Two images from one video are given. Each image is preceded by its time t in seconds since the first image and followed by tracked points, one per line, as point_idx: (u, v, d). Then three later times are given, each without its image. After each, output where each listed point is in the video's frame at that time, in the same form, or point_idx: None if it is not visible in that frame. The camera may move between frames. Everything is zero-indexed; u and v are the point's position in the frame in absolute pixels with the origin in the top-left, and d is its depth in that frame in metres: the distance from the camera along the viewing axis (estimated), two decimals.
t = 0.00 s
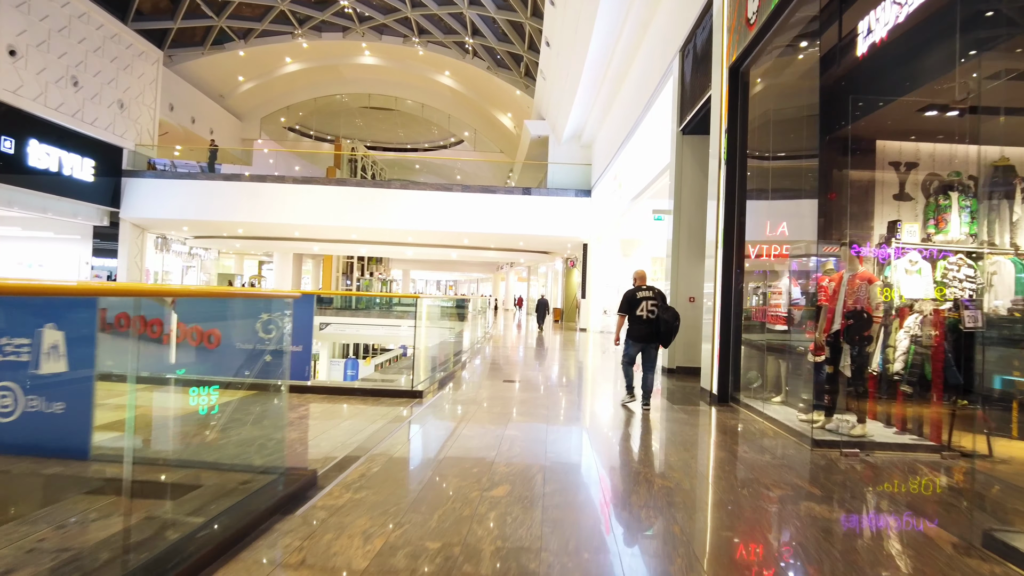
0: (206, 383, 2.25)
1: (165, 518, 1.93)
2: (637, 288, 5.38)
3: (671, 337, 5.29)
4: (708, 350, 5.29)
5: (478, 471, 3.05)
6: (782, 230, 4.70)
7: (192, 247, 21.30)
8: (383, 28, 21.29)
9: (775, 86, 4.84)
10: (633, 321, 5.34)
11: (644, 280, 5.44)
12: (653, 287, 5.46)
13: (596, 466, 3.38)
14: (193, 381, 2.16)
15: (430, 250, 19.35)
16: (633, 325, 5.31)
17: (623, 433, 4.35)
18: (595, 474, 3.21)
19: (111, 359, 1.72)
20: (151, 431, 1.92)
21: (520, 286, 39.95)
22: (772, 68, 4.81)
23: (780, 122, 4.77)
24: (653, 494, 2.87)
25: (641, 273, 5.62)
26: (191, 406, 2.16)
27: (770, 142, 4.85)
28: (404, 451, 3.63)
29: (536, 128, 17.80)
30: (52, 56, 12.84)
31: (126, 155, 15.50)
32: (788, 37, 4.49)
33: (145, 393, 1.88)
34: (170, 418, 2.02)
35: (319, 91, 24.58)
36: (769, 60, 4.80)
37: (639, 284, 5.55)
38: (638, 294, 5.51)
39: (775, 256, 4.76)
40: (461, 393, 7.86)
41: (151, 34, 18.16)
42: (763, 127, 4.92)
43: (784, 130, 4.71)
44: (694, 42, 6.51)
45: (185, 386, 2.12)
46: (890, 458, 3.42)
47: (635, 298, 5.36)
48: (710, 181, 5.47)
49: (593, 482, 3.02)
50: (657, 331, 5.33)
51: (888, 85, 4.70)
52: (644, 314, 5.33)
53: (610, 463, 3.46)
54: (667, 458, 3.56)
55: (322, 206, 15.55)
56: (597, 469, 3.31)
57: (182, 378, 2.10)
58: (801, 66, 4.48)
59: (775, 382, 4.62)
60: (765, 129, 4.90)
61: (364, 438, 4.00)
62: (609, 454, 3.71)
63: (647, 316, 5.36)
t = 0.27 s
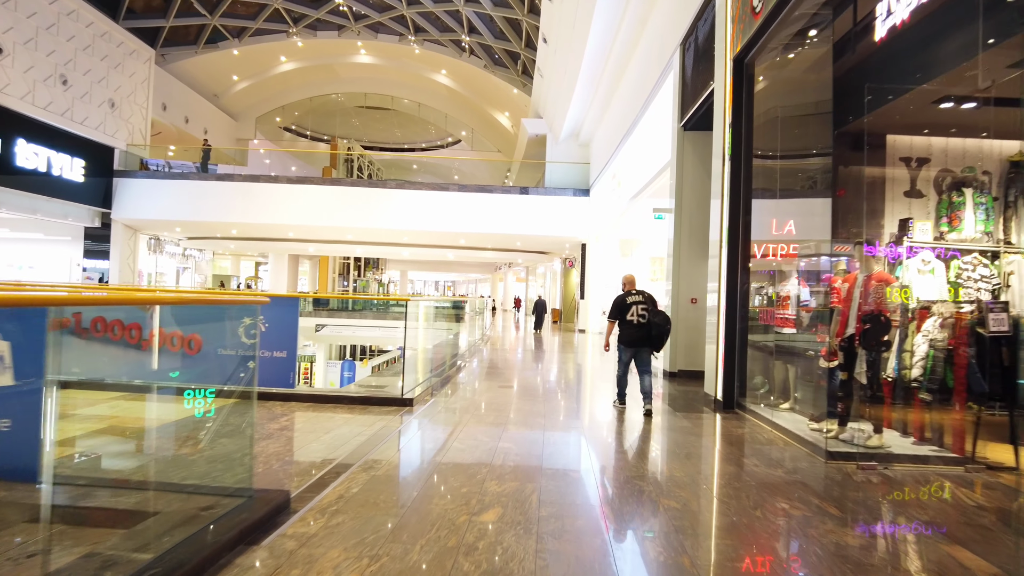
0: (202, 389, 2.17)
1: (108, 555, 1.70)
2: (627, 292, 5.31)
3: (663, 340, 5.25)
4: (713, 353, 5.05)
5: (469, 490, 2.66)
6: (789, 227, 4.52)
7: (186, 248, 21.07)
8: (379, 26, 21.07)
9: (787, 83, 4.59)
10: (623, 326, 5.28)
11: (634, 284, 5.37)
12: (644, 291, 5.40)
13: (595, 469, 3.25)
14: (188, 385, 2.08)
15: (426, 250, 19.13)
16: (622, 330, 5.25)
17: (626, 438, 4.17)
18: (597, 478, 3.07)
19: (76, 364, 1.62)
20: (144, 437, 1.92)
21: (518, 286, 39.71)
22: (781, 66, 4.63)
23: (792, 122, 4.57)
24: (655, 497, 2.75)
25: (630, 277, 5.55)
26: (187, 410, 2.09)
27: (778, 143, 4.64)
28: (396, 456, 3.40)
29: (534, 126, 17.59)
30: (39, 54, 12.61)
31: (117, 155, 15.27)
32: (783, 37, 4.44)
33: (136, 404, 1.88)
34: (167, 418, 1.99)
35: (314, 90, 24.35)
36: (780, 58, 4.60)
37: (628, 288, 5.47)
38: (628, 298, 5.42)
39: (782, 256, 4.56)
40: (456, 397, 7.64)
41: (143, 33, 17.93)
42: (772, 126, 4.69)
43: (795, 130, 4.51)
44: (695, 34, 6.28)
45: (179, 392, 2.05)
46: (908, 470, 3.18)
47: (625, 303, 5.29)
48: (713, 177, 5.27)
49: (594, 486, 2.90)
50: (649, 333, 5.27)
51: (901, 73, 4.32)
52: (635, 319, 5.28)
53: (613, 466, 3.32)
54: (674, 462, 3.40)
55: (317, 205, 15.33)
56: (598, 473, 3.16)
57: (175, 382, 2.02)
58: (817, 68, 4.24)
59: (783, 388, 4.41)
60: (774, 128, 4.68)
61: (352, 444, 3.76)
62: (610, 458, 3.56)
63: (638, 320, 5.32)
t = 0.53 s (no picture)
0: (199, 388, 2.14)
1: None
2: (622, 285, 5.26)
3: (655, 337, 5.09)
4: (720, 352, 4.85)
5: (462, 504, 2.31)
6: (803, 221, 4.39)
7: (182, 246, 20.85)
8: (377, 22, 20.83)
9: (804, 75, 4.49)
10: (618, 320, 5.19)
11: (632, 278, 5.31)
12: (641, 286, 5.30)
13: (604, 469, 3.08)
14: (187, 385, 2.08)
15: (426, 248, 18.90)
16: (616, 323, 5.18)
17: (631, 437, 4.02)
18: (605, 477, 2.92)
19: (58, 364, 1.61)
20: (139, 437, 1.86)
21: (518, 284, 39.47)
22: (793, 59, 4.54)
23: (809, 118, 4.49)
24: (662, 503, 2.53)
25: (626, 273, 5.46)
26: (184, 409, 2.06)
27: (794, 140, 4.53)
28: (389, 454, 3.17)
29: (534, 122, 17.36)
30: (31, 48, 12.40)
31: (111, 152, 15.06)
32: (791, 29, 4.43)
33: (125, 407, 1.84)
34: (162, 420, 1.96)
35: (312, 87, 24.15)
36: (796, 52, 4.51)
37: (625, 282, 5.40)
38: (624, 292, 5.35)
39: (796, 252, 4.41)
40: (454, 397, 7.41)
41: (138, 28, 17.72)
42: (787, 121, 4.58)
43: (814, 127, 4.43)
44: (701, 21, 6.07)
45: (176, 393, 2.03)
46: (937, 478, 2.95)
47: (620, 295, 5.23)
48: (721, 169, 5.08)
49: (602, 486, 2.74)
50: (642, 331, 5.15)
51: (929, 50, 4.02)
52: (629, 312, 5.18)
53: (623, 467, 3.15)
54: (683, 462, 3.25)
55: (314, 202, 15.10)
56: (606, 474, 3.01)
57: (172, 382, 2.02)
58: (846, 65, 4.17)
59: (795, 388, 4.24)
60: (788, 124, 4.58)
61: (343, 436, 3.55)
62: (618, 458, 3.40)
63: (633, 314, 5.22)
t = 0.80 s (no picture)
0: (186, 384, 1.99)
1: None
2: (621, 291, 5.10)
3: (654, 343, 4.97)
4: (729, 357, 4.61)
5: (453, 531, 2.12)
6: (815, 220, 4.25)
7: (179, 245, 20.68)
8: (376, 19, 20.64)
9: (816, 72, 4.31)
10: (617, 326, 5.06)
11: (631, 283, 5.18)
12: (640, 291, 5.17)
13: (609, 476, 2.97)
14: (183, 389, 1.97)
15: (425, 247, 18.71)
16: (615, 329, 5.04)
17: (636, 442, 3.89)
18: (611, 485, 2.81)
19: (34, 369, 1.48)
20: (138, 440, 1.79)
21: (518, 284, 39.30)
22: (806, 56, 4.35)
23: (822, 113, 4.29)
24: (665, 523, 2.31)
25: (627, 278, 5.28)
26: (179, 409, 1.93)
27: (808, 136, 4.36)
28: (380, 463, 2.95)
29: (535, 120, 17.14)
30: (23, 45, 12.23)
31: (106, 150, 14.88)
32: (801, 26, 4.26)
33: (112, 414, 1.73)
34: (161, 421, 1.88)
35: (310, 85, 23.95)
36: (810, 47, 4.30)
37: (625, 287, 5.22)
38: (623, 297, 5.20)
39: (807, 252, 4.26)
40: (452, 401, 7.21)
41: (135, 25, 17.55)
42: (799, 119, 4.40)
43: (825, 125, 4.27)
44: (708, 13, 5.87)
45: (174, 397, 1.93)
46: (969, 498, 2.72)
47: (618, 301, 5.08)
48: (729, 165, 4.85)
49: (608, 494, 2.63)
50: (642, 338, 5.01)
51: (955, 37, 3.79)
52: (627, 319, 5.03)
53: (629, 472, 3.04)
54: (691, 468, 3.11)
55: (311, 201, 14.91)
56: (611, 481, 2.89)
57: (165, 386, 1.91)
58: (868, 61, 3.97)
59: (809, 397, 4.02)
60: (802, 121, 4.39)
61: (330, 444, 3.33)
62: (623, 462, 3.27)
63: (632, 321, 5.09)
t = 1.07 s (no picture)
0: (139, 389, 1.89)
1: None
2: (619, 286, 5.04)
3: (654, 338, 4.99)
4: (736, 358, 4.39)
5: (436, 555, 1.88)
6: (828, 214, 3.92)
7: (175, 244, 20.46)
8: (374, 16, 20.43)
9: (831, 67, 3.97)
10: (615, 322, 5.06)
11: (628, 279, 5.15)
12: (637, 286, 5.16)
13: (613, 484, 2.76)
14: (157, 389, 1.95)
15: (423, 247, 18.50)
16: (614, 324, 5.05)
17: (642, 445, 3.69)
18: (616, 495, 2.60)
19: (10, 372, 1.47)
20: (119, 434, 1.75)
21: (519, 285, 39.08)
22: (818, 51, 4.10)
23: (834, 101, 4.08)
24: (673, 542, 2.08)
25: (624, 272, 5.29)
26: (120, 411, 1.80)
27: (823, 134, 4.04)
28: (369, 471, 2.71)
29: (535, 117, 16.92)
30: (14, 40, 12.03)
31: (100, 148, 14.67)
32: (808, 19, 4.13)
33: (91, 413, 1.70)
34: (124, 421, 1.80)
35: (309, 83, 23.76)
36: (825, 39, 4.02)
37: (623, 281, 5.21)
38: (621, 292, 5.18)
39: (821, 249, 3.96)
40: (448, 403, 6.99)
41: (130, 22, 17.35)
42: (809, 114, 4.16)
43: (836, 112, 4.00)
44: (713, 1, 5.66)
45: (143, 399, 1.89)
46: (1004, 511, 2.49)
47: (617, 297, 5.02)
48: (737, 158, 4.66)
49: (615, 505, 2.43)
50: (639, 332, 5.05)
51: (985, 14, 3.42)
52: (626, 313, 5.02)
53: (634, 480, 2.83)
54: (700, 475, 2.90)
55: (308, 200, 14.70)
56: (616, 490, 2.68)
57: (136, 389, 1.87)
58: (864, 60, 3.69)
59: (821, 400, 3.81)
60: (816, 118, 4.10)
61: (311, 451, 3.09)
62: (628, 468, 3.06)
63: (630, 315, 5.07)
